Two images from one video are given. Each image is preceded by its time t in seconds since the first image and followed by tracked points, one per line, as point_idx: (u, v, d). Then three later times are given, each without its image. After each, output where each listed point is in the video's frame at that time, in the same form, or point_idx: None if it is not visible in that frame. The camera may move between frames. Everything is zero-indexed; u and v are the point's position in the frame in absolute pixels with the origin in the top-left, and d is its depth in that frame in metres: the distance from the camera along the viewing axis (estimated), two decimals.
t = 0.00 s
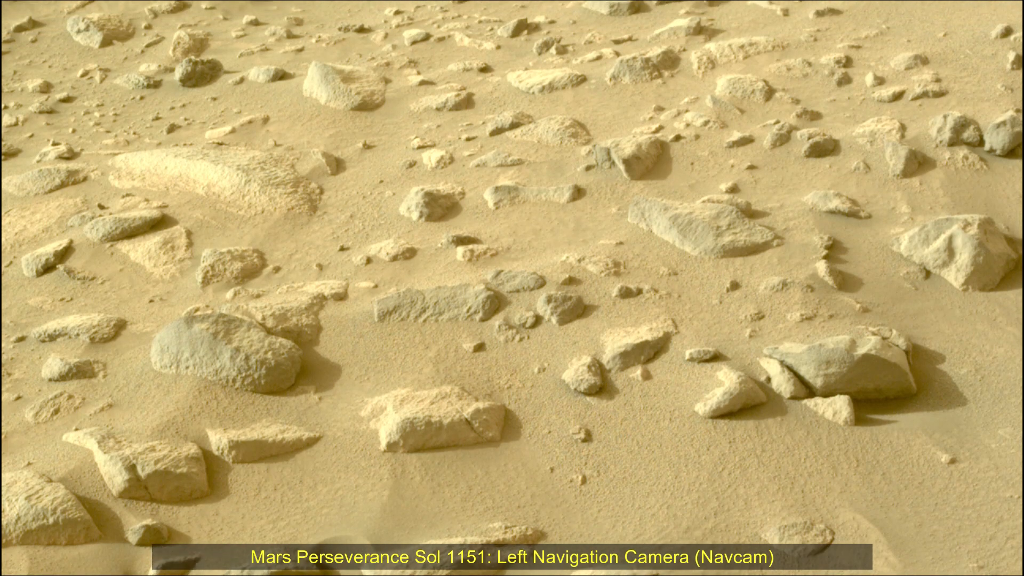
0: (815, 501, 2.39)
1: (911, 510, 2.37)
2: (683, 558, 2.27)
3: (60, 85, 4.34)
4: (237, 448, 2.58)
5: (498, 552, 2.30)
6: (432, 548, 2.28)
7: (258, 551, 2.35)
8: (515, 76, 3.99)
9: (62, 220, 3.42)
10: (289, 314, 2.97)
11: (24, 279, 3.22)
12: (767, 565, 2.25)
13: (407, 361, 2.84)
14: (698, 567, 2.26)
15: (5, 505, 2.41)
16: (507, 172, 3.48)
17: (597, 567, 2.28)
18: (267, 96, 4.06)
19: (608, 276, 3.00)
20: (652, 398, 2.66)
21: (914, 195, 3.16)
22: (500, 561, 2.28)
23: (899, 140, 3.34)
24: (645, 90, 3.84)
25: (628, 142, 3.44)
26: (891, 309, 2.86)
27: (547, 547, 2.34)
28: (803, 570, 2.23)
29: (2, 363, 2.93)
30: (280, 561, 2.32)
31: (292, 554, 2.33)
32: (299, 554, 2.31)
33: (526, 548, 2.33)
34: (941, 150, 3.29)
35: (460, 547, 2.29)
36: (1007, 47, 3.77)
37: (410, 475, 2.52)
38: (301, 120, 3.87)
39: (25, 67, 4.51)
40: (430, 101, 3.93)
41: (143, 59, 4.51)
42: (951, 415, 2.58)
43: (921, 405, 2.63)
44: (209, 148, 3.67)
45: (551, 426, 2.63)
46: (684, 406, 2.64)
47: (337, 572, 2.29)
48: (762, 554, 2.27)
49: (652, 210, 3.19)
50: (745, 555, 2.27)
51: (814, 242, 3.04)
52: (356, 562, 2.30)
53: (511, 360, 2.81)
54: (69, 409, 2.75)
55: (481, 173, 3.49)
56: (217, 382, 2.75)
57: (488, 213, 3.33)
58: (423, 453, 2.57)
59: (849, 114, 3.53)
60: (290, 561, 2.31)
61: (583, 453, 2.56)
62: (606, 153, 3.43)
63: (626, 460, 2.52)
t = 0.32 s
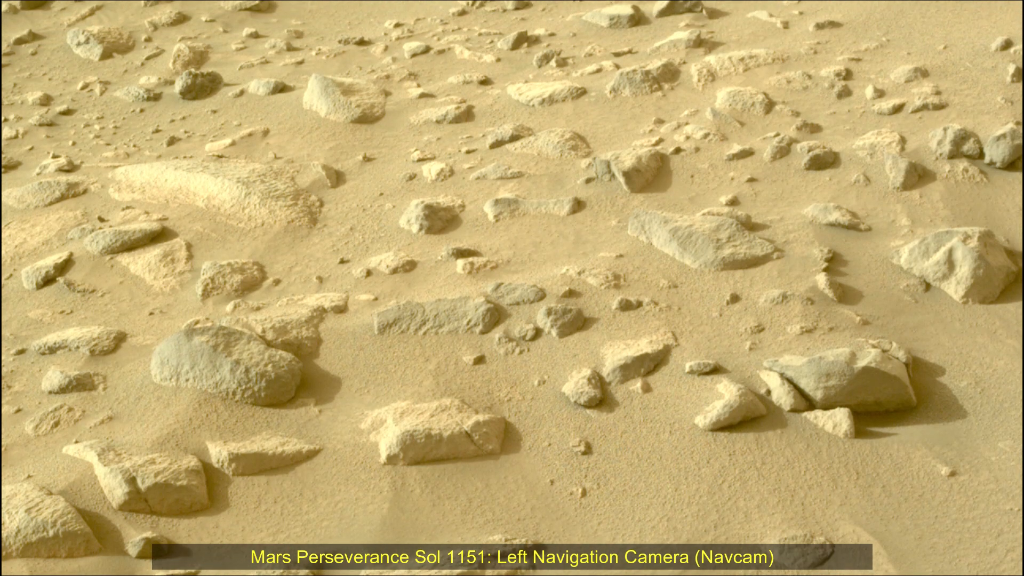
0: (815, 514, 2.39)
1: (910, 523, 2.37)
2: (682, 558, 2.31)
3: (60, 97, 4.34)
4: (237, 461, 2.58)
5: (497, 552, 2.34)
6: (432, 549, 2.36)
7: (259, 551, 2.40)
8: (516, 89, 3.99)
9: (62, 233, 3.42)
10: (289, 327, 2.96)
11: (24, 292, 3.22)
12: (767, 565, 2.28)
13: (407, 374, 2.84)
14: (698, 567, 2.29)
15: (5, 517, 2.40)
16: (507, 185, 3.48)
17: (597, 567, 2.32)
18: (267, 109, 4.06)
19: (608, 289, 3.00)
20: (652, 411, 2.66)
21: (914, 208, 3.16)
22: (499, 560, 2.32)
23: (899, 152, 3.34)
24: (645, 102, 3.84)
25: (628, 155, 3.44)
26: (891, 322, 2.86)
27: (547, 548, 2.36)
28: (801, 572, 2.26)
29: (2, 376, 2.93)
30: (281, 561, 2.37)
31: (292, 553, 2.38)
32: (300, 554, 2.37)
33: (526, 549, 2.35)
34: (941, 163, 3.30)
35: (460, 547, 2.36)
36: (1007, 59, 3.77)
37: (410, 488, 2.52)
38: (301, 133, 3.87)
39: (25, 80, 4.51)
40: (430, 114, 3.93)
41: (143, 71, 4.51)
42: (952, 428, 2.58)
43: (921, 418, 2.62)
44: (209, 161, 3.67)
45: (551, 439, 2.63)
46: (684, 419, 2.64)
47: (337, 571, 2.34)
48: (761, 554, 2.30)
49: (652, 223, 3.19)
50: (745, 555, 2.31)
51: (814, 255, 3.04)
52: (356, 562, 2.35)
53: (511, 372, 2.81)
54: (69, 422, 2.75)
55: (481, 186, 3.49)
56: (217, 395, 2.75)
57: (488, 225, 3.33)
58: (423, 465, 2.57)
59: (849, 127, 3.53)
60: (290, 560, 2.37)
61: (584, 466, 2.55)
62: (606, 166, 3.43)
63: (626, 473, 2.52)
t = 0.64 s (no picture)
0: (815, 527, 2.38)
1: (911, 535, 2.36)
2: (683, 558, 2.33)
3: (60, 110, 4.34)
4: (237, 473, 2.57)
5: (498, 552, 2.36)
6: (432, 549, 2.40)
7: (258, 551, 2.42)
8: (516, 102, 3.99)
9: (62, 245, 3.42)
10: (289, 339, 2.96)
11: (24, 304, 3.22)
12: (767, 566, 2.30)
13: (407, 386, 2.84)
14: (698, 567, 2.31)
15: (5, 530, 2.40)
16: (507, 198, 3.48)
17: (597, 567, 2.34)
18: (267, 121, 4.06)
19: (608, 302, 3.00)
20: (652, 424, 2.66)
21: (914, 220, 3.16)
22: (500, 560, 2.34)
23: (899, 165, 3.34)
24: (645, 115, 3.84)
25: (628, 168, 3.45)
26: (891, 335, 2.86)
27: (547, 547, 2.39)
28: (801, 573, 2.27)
29: (2, 389, 2.93)
30: (280, 562, 2.40)
31: (293, 554, 2.41)
32: (300, 554, 2.41)
33: (526, 549, 2.38)
34: (941, 175, 3.30)
35: (460, 547, 2.40)
36: (1007, 72, 3.76)
37: (410, 501, 2.51)
38: (301, 145, 3.87)
39: (25, 93, 4.51)
40: (430, 126, 3.93)
41: (143, 84, 4.51)
42: (951, 441, 2.58)
43: (921, 431, 2.62)
44: (209, 174, 3.67)
45: (551, 451, 2.63)
46: (684, 431, 2.64)
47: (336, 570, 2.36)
48: (761, 554, 2.33)
49: (652, 235, 3.19)
50: (745, 555, 2.33)
51: (814, 267, 3.04)
52: (356, 561, 2.38)
53: (511, 385, 2.81)
54: (69, 435, 2.75)
55: (481, 199, 3.49)
56: (217, 408, 2.75)
57: (488, 238, 3.33)
58: (423, 478, 2.57)
59: (849, 139, 3.53)
60: (290, 561, 2.40)
61: (583, 479, 2.55)
62: (606, 178, 3.43)
63: (626, 486, 2.52)
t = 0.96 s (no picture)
0: (815, 539, 2.38)
1: (911, 548, 2.36)
2: (683, 558, 2.36)
3: (60, 123, 4.34)
4: (237, 486, 2.57)
5: (498, 551, 2.42)
6: (432, 548, 2.44)
7: (258, 551, 2.45)
8: (516, 114, 3.99)
9: (62, 258, 3.42)
10: (289, 352, 2.96)
11: (24, 317, 3.22)
12: (767, 565, 2.34)
13: (407, 399, 2.83)
14: (698, 567, 2.35)
15: (5, 543, 2.40)
16: (507, 211, 3.48)
17: (597, 567, 2.37)
18: (267, 134, 4.06)
19: (608, 314, 3.00)
20: (652, 436, 2.66)
21: (914, 233, 3.16)
22: (499, 560, 2.40)
23: (899, 177, 3.34)
24: (645, 128, 3.84)
25: (628, 180, 3.45)
26: (891, 347, 2.86)
27: (547, 547, 2.42)
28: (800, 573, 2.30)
29: (2, 402, 2.93)
30: (281, 562, 2.42)
31: (293, 554, 2.43)
32: (299, 554, 2.43)
33: (526, 549, 2.42)
34: (941, 188, 3.30)
35: (460, 547, 2.44)
36: (1008, 84, 3.76)
37: (410, 514, 2.51)
38: (301, 158, 3.87)
39: (25, 105, 4.51)
40: (429, 139, 3.93)
41: (143, 97, 4.51)
42: (951, 454, 2.58)
43: (921, 443, 2.62)
44: (209, 187, 3.67)
45: (551, 464, 2.63)
46: (684, 444, 2.64)
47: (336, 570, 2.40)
48: (761, 554, 2.36)
49: (652, 248, 3.19)
50: (744, 555, 2.36)
51: (814, 279, 3.04)
52: (355, 561, 2.41)
53: (511, 398, 2.81)
54: (69, 447, 2.75)
55: (481, 212, 3.49)
56: (217, 420, 2.75)
57: (488, 250, 3.33)
58: (423, 490, 2.56)
59: (849, 152, 3.53)
60: (290, 561, 2.42)
61: (583, 491, 2.55)
62: (606, 191, 3.43)
63: (626, 498, 2.52)
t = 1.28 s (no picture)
0: (815, 552, 2.38)
1: (911, 560, 2.36)
2: (683, 558, 2.39)
3: (60, 135, 4.34)
4: (237, 499, 2.57)
5: (498, 552, 2.45)
6: (432, 548, 2.46)
7: (258, 551, 2.47)
8: (516, 127, 3.99)
9: (62, 271, 3.42)
10: (289, 364, 2.96)
11: (24, 329, 3.23)
12: (767, 565, 2.37)
13: (407, 412, 2.83)
14: (698, 566, 2.37)
15: (5, 556, 2.40)
16: (507, 223, 3.48)
17: (597, 566, 2.40)
18: (267, 146, 4.06)
19: (608, 327, 3.00)
20: (652, 449, 2.66)
21: (914, 245, 3.16)
22: (500, 560, 2.43)
23: (899, 190, 3.34)
24: (645, 140, 3.84)
25: (628, 193, 3.45)
26: (891, 360, 2.86)
27: (547, 547, 2.44)
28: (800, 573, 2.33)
29: (2, 415, 2.93)
30: (281, 561, 2.45)
31: (293, 554, 2.46)
32: (299, 554, 2.46)
33: (526, 549, 2.45)
34: (941, 201, 3.30)
35: (460, 547, 2.47)
36: (1008, 96, 3.76)
37: (410, 526, 2.51)
38: (301, 170, 3.87)
39: (25, 118, 4.51)
40: (430, 151, 3.93)
41: (143, 109, 4.51)
42: (952, 467, 2.58)
43: (921, 456, 2.62)
44: (209, 199, 3.67)
45: (551, 476, 2.62)
46: (683, 456, 2.64)
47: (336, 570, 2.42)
48: (761, 554, 2.39)
49: (652, 261, 3.19)
50: (745, 555, 2.39)
51: (814, 292, 3.04)
52: (356, 561, 2.43)
53: (511, 411, 2.81)
54: (68, 460, 2.75)
55: (481, 224, 3.49)
56: (217, 433, 2.75)
57: (488, 263, 3.33)
58: (423, 503, 2.56)
59: (849, 165, 3.53)
60: (290, 561, 2.45)
61: (583, 504, 2.54)
62: (606, 204, 3.43)
63: (625, 511, 2.51)
